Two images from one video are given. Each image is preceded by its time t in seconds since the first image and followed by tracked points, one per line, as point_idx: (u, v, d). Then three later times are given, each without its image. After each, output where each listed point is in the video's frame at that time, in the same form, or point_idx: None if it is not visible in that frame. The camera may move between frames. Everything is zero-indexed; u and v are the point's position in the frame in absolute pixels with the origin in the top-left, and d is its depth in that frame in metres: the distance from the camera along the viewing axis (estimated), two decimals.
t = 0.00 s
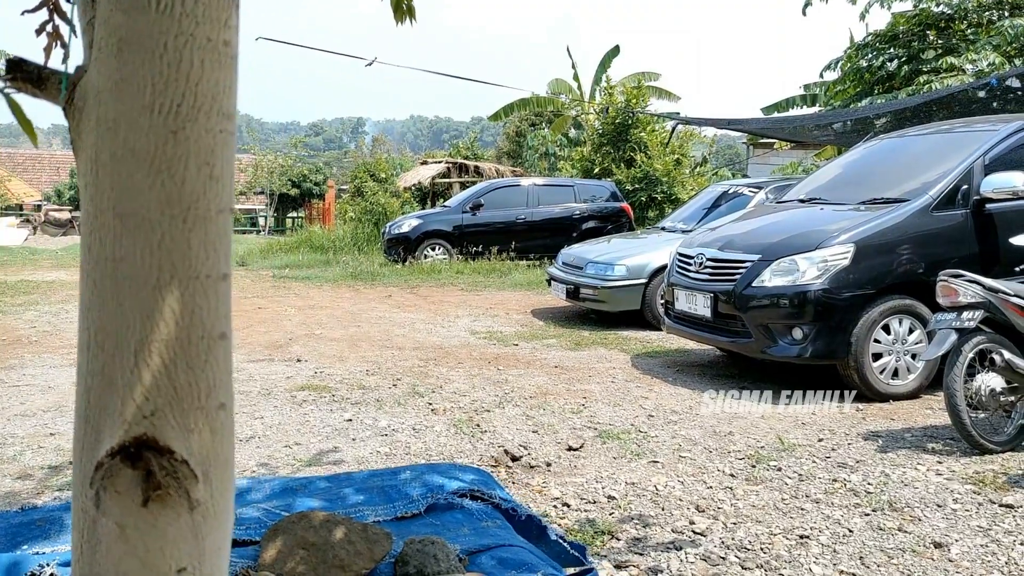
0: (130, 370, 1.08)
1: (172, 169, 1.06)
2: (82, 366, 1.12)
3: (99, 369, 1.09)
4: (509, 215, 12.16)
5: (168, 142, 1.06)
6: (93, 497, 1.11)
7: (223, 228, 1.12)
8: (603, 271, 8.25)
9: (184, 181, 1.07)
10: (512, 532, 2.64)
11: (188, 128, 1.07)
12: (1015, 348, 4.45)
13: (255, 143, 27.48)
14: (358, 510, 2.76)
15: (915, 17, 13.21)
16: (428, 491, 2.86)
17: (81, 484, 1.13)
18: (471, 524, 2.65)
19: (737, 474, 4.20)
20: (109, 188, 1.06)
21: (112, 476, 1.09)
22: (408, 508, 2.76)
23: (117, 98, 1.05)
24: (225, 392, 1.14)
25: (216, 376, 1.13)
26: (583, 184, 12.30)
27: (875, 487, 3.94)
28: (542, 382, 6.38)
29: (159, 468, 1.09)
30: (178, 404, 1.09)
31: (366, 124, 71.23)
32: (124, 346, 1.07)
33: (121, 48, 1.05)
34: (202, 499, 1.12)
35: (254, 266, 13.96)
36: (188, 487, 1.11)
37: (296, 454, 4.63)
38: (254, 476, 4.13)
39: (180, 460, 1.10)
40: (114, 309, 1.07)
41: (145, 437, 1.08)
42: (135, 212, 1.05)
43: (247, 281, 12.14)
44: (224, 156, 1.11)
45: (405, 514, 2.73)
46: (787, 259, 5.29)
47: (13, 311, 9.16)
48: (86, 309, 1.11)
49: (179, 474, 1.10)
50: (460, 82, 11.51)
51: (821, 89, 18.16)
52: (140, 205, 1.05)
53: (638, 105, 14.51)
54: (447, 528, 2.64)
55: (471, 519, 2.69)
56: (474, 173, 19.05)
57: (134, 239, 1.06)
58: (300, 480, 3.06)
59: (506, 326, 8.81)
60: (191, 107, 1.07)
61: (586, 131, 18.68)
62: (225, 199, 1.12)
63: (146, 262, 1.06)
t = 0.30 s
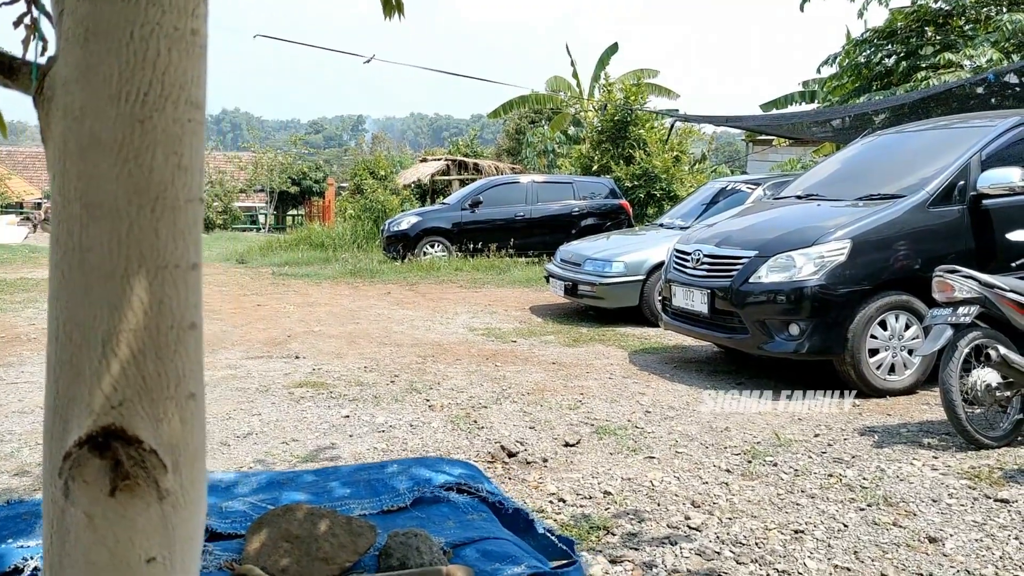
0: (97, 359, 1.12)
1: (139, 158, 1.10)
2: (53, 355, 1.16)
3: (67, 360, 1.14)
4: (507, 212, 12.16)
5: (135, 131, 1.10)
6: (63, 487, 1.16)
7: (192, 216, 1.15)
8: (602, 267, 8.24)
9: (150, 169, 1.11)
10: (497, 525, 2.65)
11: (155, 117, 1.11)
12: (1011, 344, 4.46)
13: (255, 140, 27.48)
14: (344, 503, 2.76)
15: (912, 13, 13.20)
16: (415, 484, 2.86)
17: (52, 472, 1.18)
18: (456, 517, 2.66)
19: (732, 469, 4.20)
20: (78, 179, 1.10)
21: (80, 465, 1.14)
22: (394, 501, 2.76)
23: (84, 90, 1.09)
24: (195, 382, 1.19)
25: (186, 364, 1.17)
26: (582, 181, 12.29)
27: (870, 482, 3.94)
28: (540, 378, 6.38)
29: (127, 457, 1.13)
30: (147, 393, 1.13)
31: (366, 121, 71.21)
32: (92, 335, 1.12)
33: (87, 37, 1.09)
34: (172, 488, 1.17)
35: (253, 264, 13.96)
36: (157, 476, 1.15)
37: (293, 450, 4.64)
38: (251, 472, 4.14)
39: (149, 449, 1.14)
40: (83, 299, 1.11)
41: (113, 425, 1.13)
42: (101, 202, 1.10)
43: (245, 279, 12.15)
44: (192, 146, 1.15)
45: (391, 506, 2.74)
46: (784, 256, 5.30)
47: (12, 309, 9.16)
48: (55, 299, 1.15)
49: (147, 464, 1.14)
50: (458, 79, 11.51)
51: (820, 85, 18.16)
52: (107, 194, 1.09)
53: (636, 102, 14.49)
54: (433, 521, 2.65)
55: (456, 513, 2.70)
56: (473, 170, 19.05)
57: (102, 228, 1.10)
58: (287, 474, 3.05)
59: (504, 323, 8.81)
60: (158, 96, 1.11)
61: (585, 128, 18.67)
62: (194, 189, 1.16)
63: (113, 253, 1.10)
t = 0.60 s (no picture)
0: (69, 351, 1.14)
1: (111, 151, 1.12)
2: (27, 348, 1.18)
3: (39, 354, 1.15)
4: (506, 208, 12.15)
5: (106, 125, 1.12)
6: (37, 480, 1.18)
7: (165, 210, 1.17)
8: (600, 264, 8.24)
9: (122, 162, 1.13)
10: (484, 518, 2.67)
11: (126, 110, 1.13)
12: (1007, 339, 4.45)
13: (255, 137, 27.49)
14: (333, 498, 2.77)
15: (911, 9, 13.19)
16: (403, 479, 2.86)
17: (27, 466, 1.19)
18: (444, 511, 2.67)
19: (729, 465, 4.21)
20: (50, 173, 1.12)
21: (53, 458, 1.16)
22: (382, 495, 2.77)
23: (56, 84, 1.12)
24: (170, 375, 1.20)
25: (160, 357, 1.18)
26: (580, 177, 12.28)
27: (866, 477, 3.95)
28: (538, 374, 6.38)
29: (100, 449, 1.15)
30: (121, 386, 1.15)
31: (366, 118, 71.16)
32: (64, 328, 1.13)
33: (60, 31, 1.11)
34: (146, 481, 1.19)
35: (252, 261, 13.95)
36: (131, 469, 1.17)
37: (292, 447, 4.64)
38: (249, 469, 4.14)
39: (122, 442, 1.16)
40: (54, 292, 1.13)
41: (86, 418, 1.15)
42: (73, 195, 1.11)
43: (244, 276, 12.15)
44: (165, 139, 1.17)
45: (379, 501, 2.74)
46: (781, 251, 5.30)
47: (11, 307, 9.16)
48: (29, 293, 1.17)
49: (120, 457, 1.16)
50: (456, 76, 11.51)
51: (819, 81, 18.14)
52: (78, 187, 1.11)
53: (636, 98, 14.48)
54: (420, 515, 2.66)
55: (445, 507, 2.71)
56: (472, 167, 19.04)
57: (74, 221, 1.11)
58: (275, 469, 3.05)
59: (503, 319, 8.80)
60: (129, 89, 1.13)
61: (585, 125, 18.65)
62: (166, 183, 1.17)
63: (84, 246, 1.11)
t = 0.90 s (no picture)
0: (51, 350, 1.16)
1: (92, 152, 1.15)
2: (11, 349, 1.20)
3: (22, 354, 1.18)
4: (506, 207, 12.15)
5: (87, 124, 1.15)
6: (20, 481, 1.20)
7: (147, 210, 1.20)
8: (600, 263, 8.24)
9: (103, 163, 1.16)
10: (476, 518, 2.67)
11: (108, 111, 1.16)
12: (1006, 337, 4.45)
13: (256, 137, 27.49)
14: (325, 498, 2.77)
15: (910, 7, 13.20)
16: (395, 478, 2.86)
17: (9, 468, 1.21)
18: (436, 510, 2.68)
19: (728, 464, 4.21)
20: (32, 173, 1.16)
21: (35, 459, 1.18)
22: (375, 495, 2.77)
23: (37, 85, 1.15)
24: (153, 375, 1.23)
25: (143, 358, 1.21)
26: (580, 177, 12.28)
27: (865, 476, 3.95)
28: (537, 374, 6.38)
29: (81, 450, 1.17)
30: (102, 386, 1.17)
31: (366, 117, 71.13)
32: (46, 328, 1.16)
33: (41, 32, 1.15)
34: (128, 482, 1.21)
35: (252, 260, 13.95)
36: (113, 470, 1.19)
37: (291, 447, 4.64)
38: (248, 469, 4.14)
39: (104, 442, 1.18)
40: (37, 292, 1.15)
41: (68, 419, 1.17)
42: (56, 196, 1.14)
43: (244, 276, 12.14)
44: (146, 139, 1.20)
45: (372, 501, 2.75)
46: (780, 250, 5.30)
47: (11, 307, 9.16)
48: (12, 296, 1.19)
49: (102, 457, 1.18)
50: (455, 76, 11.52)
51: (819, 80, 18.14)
52: (59, 187, 1.14)
53: (636, 97, 14.47)
54: (412, 515, 2.66)
55: (437, 506, 2.71)
56: (473, 166, 19.04)
57: (56, 221, 1.14)
58: (268, 469, 3.04)
59: (503, 319, 8.80)
60: (110, 90, 1.16)
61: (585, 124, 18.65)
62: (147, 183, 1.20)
63: (66, 245, 1.14)
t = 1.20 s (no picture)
0: (34, 351, 1.20)
1: (75, 154, 1.19)
2: None
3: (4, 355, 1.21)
4: (504, 207, 12.15)
5: (72, 125, 1.19)
6: (3, 480, 1.24)
7: (130, 211, 1.25)
8: (597, 263, 8.24)
9: (86, 166, 1.20)
10: (468, 518, 2.68)
11: (90, 113, 1.20)
12: (1002, 337, 4.45)
13: (254, 136, 27.46)
14: (317, 498, 2.77)
15: (908, 8, 13.19)
16: (387, 478, 2.87)
17: None
18: (427, 510, 2.68)
19: (724, 463, 4.21)
20: (15, 174, 1.19)
21: (18, 459, 1.22)
22: (367, 494, 2.78)
23: (21, 86, 1.19)
24: (135, 376, 1.28)
25: (126, 358, 1.26)
26: (579, 177, 12.28)
27: (861, 476, 3.95)
28: (535, 373, 6.38)
29: (65, 450, 1.22)
30: (85, 387, 1.22)
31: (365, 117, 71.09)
32: (29, 330, 1.20)
33: (23, 33, 1.19)
34: (111, 482, 1.26)
35: (251, 260, 13.94)
36: (96, 470, 1.24)
37: (287, 446, 4.64)
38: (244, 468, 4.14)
39: (88, 443, 1.23)
40: (20, 293, 1.20)
41: (51, 419, 1.21)
42: (39, 198, 1.19)
43: (242, 275, 12.14)
44: (129, 140, 1.24)
45: (363, 501, 2.75)
46: (777, 250, 5.30)
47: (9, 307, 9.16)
48: None
49: (85, 457, 1.23)
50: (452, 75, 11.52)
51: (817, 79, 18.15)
52: (43, 190, 1.19)
53: (635, 97, 14.47)
54: (403, 515, 2.66)
55: (428, 506, 2.72)
56: (471, 166, 19.03)
57: (39, 222, 1.19)
58: (260, 469, 3.04)
59: (501, 318, 8.80)
60: (93, 90, 1.20)
61: (583, 123, 18.64)
62: (130, 186, 1.25)
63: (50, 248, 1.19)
